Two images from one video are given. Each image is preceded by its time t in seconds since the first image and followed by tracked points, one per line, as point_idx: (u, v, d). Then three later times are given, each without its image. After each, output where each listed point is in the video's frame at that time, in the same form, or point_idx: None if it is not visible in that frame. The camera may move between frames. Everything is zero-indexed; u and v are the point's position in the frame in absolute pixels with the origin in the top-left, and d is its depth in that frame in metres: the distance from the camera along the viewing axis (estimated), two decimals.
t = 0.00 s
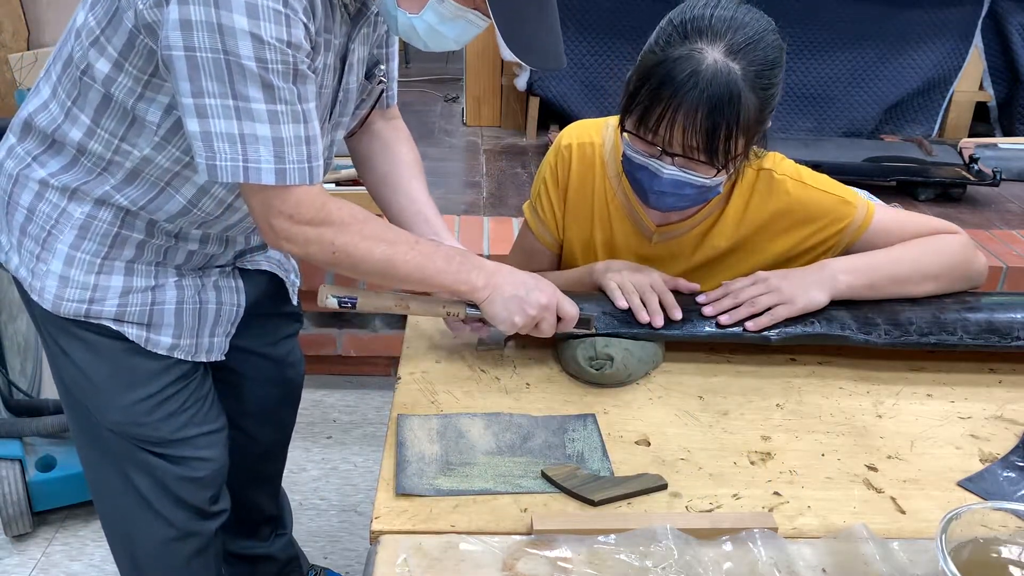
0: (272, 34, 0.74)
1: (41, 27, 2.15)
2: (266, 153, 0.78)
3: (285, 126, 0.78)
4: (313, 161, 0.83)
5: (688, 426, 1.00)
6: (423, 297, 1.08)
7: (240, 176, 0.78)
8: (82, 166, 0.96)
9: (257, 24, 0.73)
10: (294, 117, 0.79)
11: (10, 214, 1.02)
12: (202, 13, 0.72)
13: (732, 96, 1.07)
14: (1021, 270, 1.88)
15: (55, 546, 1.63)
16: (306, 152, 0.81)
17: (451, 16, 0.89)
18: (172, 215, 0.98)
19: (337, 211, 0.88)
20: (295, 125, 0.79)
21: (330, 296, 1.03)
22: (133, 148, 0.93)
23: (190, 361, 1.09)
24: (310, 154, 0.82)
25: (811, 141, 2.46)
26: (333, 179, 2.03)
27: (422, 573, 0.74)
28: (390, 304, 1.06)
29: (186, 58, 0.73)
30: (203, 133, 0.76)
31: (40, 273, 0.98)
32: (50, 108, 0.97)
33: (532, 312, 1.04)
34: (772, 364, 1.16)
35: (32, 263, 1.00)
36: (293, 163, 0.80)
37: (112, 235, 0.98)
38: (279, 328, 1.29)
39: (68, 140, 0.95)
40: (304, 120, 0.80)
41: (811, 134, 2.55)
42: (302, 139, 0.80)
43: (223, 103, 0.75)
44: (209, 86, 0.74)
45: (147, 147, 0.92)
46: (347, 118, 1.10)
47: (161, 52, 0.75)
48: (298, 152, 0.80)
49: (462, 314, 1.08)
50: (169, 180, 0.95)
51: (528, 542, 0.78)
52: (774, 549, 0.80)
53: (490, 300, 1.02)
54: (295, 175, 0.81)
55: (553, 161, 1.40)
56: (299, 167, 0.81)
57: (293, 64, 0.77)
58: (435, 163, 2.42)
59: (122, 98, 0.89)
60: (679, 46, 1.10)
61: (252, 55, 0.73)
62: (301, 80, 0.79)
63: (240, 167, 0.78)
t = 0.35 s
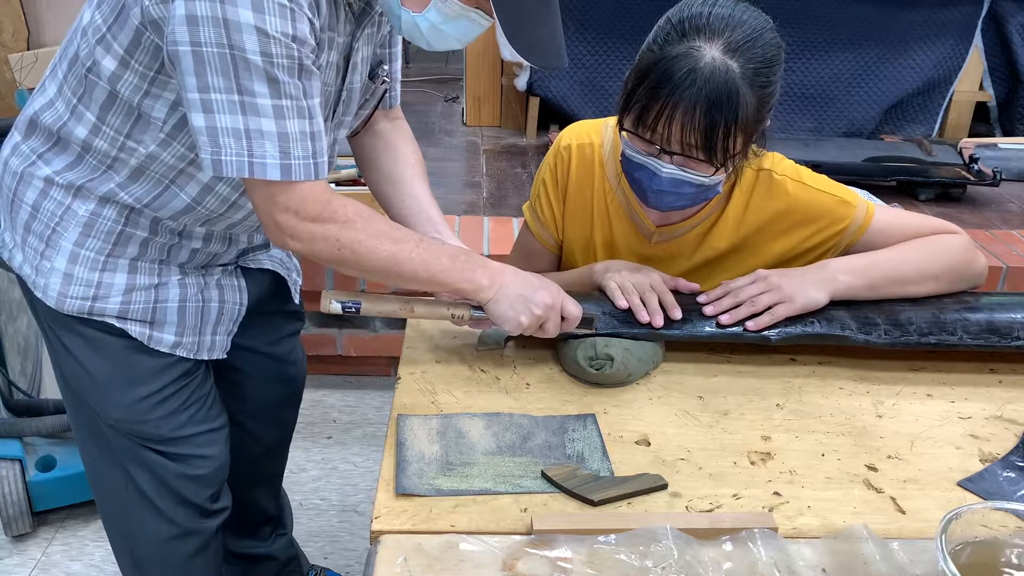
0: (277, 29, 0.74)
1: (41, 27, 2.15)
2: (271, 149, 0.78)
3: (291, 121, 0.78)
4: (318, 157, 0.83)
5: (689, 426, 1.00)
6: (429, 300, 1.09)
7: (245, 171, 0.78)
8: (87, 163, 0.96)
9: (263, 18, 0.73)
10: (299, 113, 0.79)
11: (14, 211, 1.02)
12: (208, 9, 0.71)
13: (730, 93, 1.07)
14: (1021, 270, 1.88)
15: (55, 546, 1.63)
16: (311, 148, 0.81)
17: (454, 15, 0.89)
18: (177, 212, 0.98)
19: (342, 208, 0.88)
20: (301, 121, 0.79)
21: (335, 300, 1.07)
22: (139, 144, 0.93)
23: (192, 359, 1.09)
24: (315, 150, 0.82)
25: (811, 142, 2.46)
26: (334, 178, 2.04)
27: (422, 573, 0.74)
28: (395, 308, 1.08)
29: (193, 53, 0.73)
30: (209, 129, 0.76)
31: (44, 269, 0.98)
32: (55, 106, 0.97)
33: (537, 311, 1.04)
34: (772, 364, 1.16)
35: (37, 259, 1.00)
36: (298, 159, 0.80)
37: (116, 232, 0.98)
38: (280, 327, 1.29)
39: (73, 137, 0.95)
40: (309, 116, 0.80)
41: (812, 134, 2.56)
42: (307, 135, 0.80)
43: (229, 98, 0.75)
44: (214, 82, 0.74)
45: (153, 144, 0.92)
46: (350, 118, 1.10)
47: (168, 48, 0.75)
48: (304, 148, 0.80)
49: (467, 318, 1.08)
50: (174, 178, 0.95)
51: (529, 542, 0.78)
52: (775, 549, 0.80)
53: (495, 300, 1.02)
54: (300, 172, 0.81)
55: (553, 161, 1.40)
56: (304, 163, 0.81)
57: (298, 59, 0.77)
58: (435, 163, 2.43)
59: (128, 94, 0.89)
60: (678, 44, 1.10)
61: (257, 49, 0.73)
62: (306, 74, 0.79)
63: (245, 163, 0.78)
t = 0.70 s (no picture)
0: (276, 31, 0.74)
1: (41, 27, 2.15)
2: (269, 155, 0.78)
3: (289, 126, 0.78)
4: (317, 165, 0.82)
5: (689, 425, 1.00)
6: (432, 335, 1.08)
7: (243, 177, 0.78)
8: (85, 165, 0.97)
9: (260, 20, 0.73)
10: (297, 118, 0.79)
11: (12, 212, 1.02)
12: (208, 12, 0.72)
13: (728, 91, 1.07)
14: (1021, 270, 1.88)
15: (55, 546, 1.63)
16: (310, 155, 0.81)
17: (451, 19, 0.89)
18: (175, 214, 0.98)
19: (341, 217, 0.88)
20: (299, 126, 0.79)
21: (340, 356, 0.97)
22: (137, 147, 0.93)
23: (191, 358, 1.10)
24: (313, 157, 0.81)
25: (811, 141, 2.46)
26: (334, 179, 2.04)
27: (422, 573, 0.74)
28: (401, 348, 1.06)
29: (193, 58, 0.73)
30: (209, 132, 0.77)
31: (42, 270, 0.99)
32: (53, 108, 0.97)
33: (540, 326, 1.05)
34: (772, 364, 1.16)
35: (35, 260, 1.00)
36: (297, 165, 0.80)
37: (115, 233, 0.98)
38: (280, 326, 1.29)
39: (71, 139, 0.96)
40: (307, 122, 0.80)
41: (811, 134, 2.55)
42: (305, 140, 0.80)
43: (227, 102, 0.75)
44: (213, 85, 0.75)
45: (151, 147, 0.92)
46: (347, 120, 1.09)
47: (167, 53, 0.75)
48: (302, 155, 0.80)
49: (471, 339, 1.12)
50: (171, 180, 0.95)
51: (529, 542, 0.78)
52: (775, 549, 0.80)
53: (496, 320, 1.02)
54: (299, 178, 0.81)
55: (553, 161, 1.41)
56: (302, 170, 0.81)
57: (296, 63, 0.77)
58: (435, 163, 2.42)
59: (126, 97, 0.89)
60: (676, 42, 1.10)
61: (256, 52, 0.73)
62: (304, 79, 0.79)
63: (243, 168, 0.78)
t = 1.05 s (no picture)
0: (275, 40, 0.74)
1: (41, 27, 2.15)
2: (268, 162, 0.78)
3: (288, 134, 0.78)
4: (315, 171, 0.82)
5: (689, 426, 1.00)
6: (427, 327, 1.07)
7: (242, 184, 0.78)
8: (81, 167, 0.96)
9: (259, 30, 0.73)
10: (297, 125, 0.79)
11: (9, 214, 1.03)
12: (205, 20, 0.72)
13: (727, 91, 1.07)
14: (1021, 270, 1.88)
15: (55, 545, 1.63)
16: (309, 162, 0.81)
17: (450, 23, 0.90)
18: (172, 216, 0.98)
19: (339, 222, 0.88)
20: (298, 134, 0.79)
21: (334, 339, 1.00)
22: (133, 151, 0.93)
23: (191, 358, 1.09)
24: (312, 164, 0.82)
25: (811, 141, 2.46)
26: (333, 179, 2.04)
27: (422, 573, 0.74)
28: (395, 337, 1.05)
29: (192, 66, 0.73)
30: (207, 141, 0.76)
31: (40, 272, 0.99)
32: (50, 111, 0.97)
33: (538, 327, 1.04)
34: (772, 364, 1.16)
35: (33, 262, 1.00)
36: (296, 173, 0.80)
37: (112, 234, 0.98)
38: (280, 325, 1.29)
39: (68, 142, 0.96)
40: (306, 129, 0.81)
41: (811, 134, 2.55)
42: (304, 147, 0.80)
43: (226, 111, 0.75)
44: (212, 94, 0.74)
45: (147, 151, 0.92)
46: (346, 123, 1.10)
47: (164, 61, 0.75)
48: (300, 162, 0.80)
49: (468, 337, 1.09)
50: (168, 183, 0.95)
51: (529, 542, 0.78)
52: (775, 549, 0.80)
53: (494, 318, 1.02)
54: (297, 185, 0.81)
55: (554, 161, 1.41)
56: (302, 176, 0.81)
57: (294, 72, 0.77)
58: (435, 163, 2.43)
59: (123, 101, 0.89)
60: (676, 42, 1.10)
61: (255, 62, 0.74)
62: (302, 87, 0.79)
63: (242, 175, 0.78)
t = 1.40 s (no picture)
0: (271, 38, 0.74)
1: (40, 26, 2.15)
2: (265, 162, 0.78)
3: (284, 133, 0.78)
4: (312, 171, 0.83)
5: (689, 426, 1.00)
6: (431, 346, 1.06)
7: (238, 184, 0.78)
8: (80, 168, 0.96)
9: (255, 27, 0.73)
10: (293, 125, 0.79)
11: (9, 215, 1.03)
12: (202, 20, 0.72)
13: (727, 91, 1.07)
14: (1021, 270, 1.88)
15: (55, 546, 1.63)
16: (306, 162, 0.81)
17: (449, 26, 0.90)
18: (170, 217, 0.98)
19: (335, 224, 0.87)
20: (294, 133, 0.79)
21: (342, 381, 0.97)
22: (131, 152, 0.93)
23: (190, 358, 1.09)
24: (309, 164, 0.82)
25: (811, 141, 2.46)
26: (333, 179, 2.03)
27: (422, 573, 0.74)
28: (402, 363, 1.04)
29: (190, 66, 0.73)
30: (204, 141, 0.77)
31: (39, 272, 0.99)
32: (50, 112, 0.97)
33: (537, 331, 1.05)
34: (772, 364, 1.15)
35: (32, 262, 1.00)
36: (293, 173, 0.80)
37: (111, 235, 0.98)
38: (280, 324, 1.30)
39: (66, 143, 0.96)
40: (303, 129, 0.81)
41: (811, 134, 2.55)
42: (301, 147, 0.80)
43: (222, 111, 0.75)
44: (208, 94, 0.75)
45: (146, 151, 0.92)
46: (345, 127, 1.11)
47: (162, 61, 0.75)
48: (298, 162, 0.80)
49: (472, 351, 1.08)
50: (166, 183, 0.95)
51: (529, 542, 0.78)
52: (775, 549, 0.80)
53: (495, 325, 1.02)
54: (294, 185, 0.81)
55: (553, 161, 1.41)
56: (298, 177, 0.81)
57: (291, 70, 0.77)
58: (435, 163, 2.43)
59: (122, 102, 0.89)
60: (677, 42, 1.10)
61: (250, 59, 0.74)
62: (298, 87, 0.80)
63: (239, 176, 0.78)
